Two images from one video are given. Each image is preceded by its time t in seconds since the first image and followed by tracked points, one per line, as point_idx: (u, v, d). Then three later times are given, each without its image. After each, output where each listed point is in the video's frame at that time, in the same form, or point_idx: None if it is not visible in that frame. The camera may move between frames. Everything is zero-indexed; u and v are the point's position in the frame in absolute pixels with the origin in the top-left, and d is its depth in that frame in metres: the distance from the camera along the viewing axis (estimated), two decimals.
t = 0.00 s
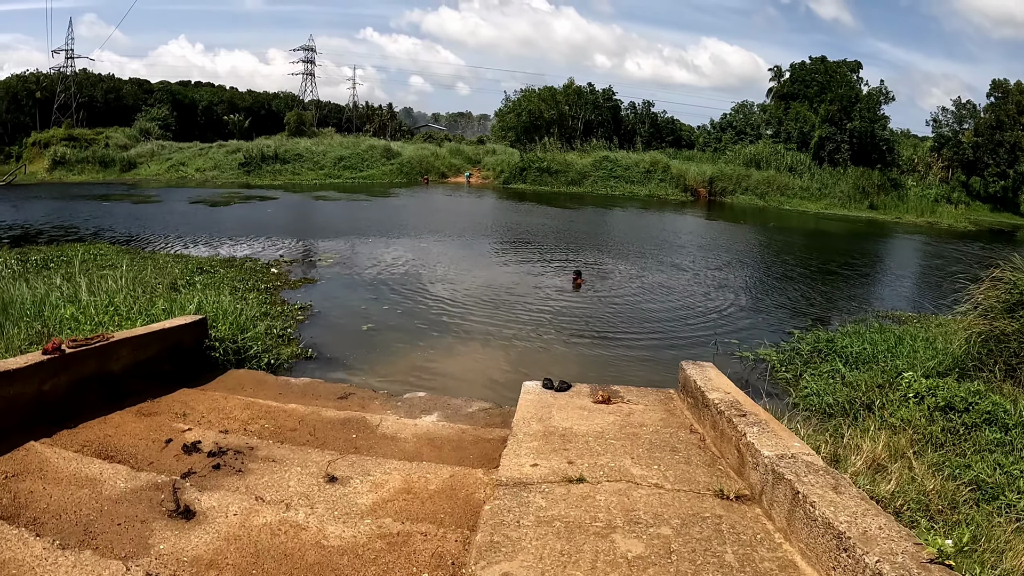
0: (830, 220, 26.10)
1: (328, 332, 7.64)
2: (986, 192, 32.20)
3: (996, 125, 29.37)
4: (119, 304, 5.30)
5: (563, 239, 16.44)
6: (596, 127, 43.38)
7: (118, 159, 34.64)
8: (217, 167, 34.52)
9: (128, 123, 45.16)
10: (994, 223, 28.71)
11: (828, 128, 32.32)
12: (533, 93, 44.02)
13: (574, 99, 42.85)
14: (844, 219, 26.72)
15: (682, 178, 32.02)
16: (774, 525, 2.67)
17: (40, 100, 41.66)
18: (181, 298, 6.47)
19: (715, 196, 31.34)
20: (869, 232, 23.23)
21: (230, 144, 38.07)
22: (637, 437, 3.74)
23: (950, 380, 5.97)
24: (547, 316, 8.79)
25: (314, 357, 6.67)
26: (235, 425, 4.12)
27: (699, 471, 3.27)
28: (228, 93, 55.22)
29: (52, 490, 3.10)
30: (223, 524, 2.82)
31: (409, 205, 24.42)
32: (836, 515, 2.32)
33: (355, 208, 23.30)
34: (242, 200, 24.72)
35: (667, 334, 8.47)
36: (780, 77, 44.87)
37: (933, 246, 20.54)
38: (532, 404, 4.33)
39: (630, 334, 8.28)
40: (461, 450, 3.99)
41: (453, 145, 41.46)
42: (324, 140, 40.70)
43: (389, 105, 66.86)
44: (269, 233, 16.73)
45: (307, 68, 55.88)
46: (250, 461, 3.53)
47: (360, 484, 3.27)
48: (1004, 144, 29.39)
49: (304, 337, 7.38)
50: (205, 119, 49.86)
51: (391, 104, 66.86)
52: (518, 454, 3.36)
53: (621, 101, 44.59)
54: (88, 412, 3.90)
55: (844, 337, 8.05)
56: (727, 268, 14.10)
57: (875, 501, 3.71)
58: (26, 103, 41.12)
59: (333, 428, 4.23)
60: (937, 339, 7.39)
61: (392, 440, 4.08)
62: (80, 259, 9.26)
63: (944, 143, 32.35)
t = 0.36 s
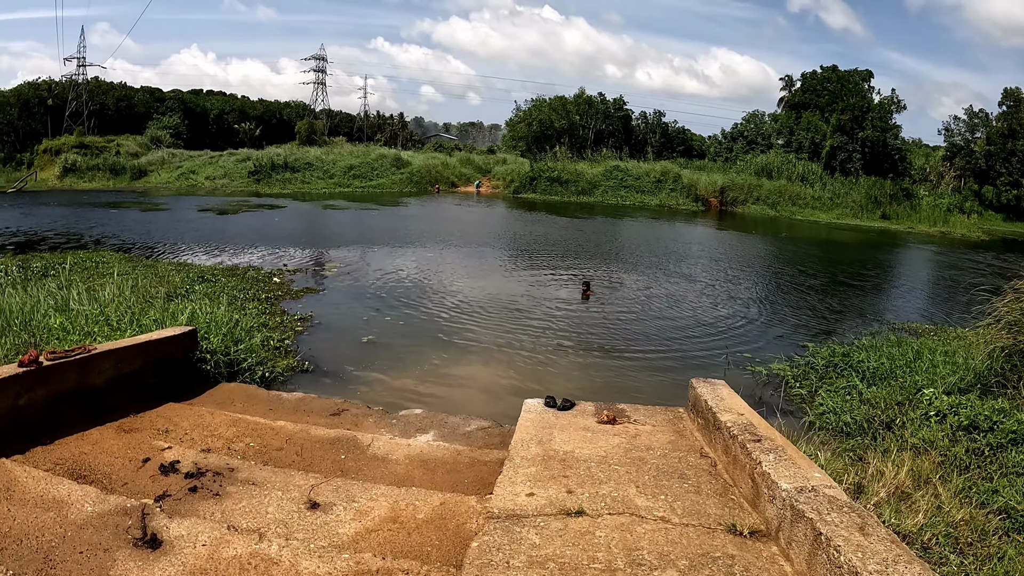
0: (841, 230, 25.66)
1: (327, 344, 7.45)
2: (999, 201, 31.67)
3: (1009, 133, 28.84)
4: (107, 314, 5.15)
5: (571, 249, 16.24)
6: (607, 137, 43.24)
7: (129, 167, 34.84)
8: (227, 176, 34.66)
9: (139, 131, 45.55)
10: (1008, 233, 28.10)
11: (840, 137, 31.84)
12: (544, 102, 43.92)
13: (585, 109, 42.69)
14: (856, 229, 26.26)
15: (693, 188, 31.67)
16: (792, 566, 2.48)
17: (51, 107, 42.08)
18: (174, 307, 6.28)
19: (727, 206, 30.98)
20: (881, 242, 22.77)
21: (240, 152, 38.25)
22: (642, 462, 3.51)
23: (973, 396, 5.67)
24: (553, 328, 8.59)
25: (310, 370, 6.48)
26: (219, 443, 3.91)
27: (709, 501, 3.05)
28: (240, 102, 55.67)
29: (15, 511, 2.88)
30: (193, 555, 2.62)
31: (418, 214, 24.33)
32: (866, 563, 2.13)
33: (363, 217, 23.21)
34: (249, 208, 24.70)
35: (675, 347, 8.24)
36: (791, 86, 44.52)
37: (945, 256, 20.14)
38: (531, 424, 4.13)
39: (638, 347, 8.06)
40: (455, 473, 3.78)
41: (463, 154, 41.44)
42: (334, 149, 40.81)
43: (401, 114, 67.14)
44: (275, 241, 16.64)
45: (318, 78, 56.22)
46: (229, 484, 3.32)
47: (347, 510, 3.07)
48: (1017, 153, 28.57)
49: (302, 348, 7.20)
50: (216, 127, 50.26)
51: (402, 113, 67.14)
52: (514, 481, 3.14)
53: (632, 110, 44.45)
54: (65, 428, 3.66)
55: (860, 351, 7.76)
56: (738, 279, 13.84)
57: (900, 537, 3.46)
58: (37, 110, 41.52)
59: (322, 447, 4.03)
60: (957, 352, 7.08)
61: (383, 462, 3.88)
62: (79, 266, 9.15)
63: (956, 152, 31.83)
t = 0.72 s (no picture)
0: (868, 245, 24.92)
1: (344, 365, 7.29)
2: None
3: None
4: (117, 333, 5.06)
5: (596, 266, 16.00)
6: (633, 152, 43.01)
7: (158, 182, 35.54)
8: (254, 191, 35.18)
9: (167, 145, 46.73)
10: None
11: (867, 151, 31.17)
12: (571, 118, 43.78)
13: (611, 125, 42.50)
14: (885, 244, 25.46)
15: (720, 204, 31.19)
16: None
17: (81, 122, 43.38)
18: (187, 326, 6.18)
19: (754, 222, 30.38)
20: (913, 258, 21.96)
21: (267, 167, 38.79)
22: (665, 502, 3.31)
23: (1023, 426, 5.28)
24: (574, 349, 8.35)
25: (326, 392, 6.32)
26: (222, 472, 3.76)
27: (738, 546, 2.91)
28: (269, 119, 56.80)
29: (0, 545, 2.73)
30: None
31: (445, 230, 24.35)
32: None
33: (389, 232, 23.28)
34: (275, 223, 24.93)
35: (701, 369, 7.93)
36: (818, 100, 43.84)
37: (976, 271, 19.38)
38: (550, 457, 3.92)
39: (662, 370, 7.77)
40: (467, 507, 3.56)
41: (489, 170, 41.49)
42: (361, 164, 41.16)
43: (428, 130, 67.80)
44: (300, 257, 16.66)
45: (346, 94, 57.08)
46: (228, 518, 3.15)
47: (349, 549, 2.88)
48: None
49: (317, 369, 7.06)
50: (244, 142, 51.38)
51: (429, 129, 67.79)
52: (529, 523, 2.98)
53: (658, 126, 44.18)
54: (65, 453, 3.53)
55: (897, 373, 7.38)
56: (765, 296, 13.44)
57: None
58: (66, 125, 42.83)
59: (330, 477, 3.85)
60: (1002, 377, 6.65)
61: (393, 495, 3.68)
62: (100, 281, 9.19)
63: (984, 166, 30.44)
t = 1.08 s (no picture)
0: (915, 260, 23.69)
1: (381, 383, 7.09)
2: None
3: None
4: (149, 347, 4.98)
5: (639, 283, 15.60)
6: (676, 168, 42.41)
7: (204, 199, 36.61)
8: (298, 208, 35.88)
9: (211, 162, 48.38)
10: None
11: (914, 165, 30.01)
12: (614, 135, 43.40)
13: (654, 141, 41.96)
14: (934, 259, 24.16)
15: (764, 220, 30.25)
16: None
17: (128, 140, 45.05)
18: (223, 341, 6.09)
19: (800, 238, 29.30)
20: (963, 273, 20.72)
21: (312, 184, 39.57)
22: (719, 537, 3.04)
23: None
24: (616, 367, 8.01)
25: (363, 412, 6.12)
26: (249, 494, 3.56)
27: None
28: (314, 137, 58.27)
29: (10, 568, 2.56)
30: None
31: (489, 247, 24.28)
32: None
33: (431, 250, 23.34)
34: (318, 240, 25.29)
35: (751, 390, 7.47)
36: (863, 113, 42.50)
37: None
38: (594, 485, 3.63)
39: (709, 391, 7.35)
40: (506, 536, 3.28)
41: (532, 187, 41.42)
42: (404, 182, 41.63)
43: (472, 148, 68.47)
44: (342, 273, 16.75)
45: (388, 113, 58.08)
46: (251, 544, 2.94)
47: None
48: None
49: (355, 387, 6.87)
50: (289, 159, 52.90)
51: (473, 147, 68.45)
52: (571, 559, 2.78)
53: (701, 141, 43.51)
54: (86, 470, 3.39)
55: (969, 393, 6.78)
56: (814, 313, 12.83)
57: None
58: (114, 141, 44.53)
59: (362, 503, 3.61)
60: None
61: (426, 523, 3.41)
62: (142, 295, 9.28)
63: None
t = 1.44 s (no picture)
0: (967, 272, 22.32)
1: (423, 400, 6.92)
2: None
3: None
4: (188, 362, 4.94)
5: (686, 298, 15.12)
6: (724, 181, 41.55)
7: (253, 213, 37.71)
8: (345, 223, 36.58)
9: (258, 176, 50.09)
10: None
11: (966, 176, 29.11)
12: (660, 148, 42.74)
13: (701, 153, 41.13)
14: (985, 271, 22.73)
15: (814, 232, 29.11)
16: None
17: (176, 155, 46.95)
18: (263, 356, 6.04)
19: (850, 251, 28.08)
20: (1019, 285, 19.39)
21: (360, 199, 40.28)
22: None
23: None
24: (663, 385, 7.66)
25: (404, 430, 5.97)
26: (281, 518, 3.40)
27: None
28: (362, 152, 59.63)
29: None
30: None
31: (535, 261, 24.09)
32: None
33: (478, 263, 23.33)
34: (365, 254, 25.63)
35: (807, 410, 7.01)
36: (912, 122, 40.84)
37: None
38: (644, 514, 3.33)
39: (762, 409, 6.94)
40: (548, 569, 3.01)
41: (578, 201, 41.10)
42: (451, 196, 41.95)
43: (519, 162, 68.72)
44: (389, 287, 16.82)
45: (435, 128, 58.89)
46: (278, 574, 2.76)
47: None
48: None
49: (397, 405, 6.72)
50: (337, 174, 54.34)
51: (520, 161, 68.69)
52: None
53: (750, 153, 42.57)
54: (115, 489, 3.31)
55: None
56: (871, 328, 12.12)
57: None
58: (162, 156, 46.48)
59: (399, 530, 3.39)
60: None
61: (465, 553, 3.16)
62: (187, 308, 9.41)
63: None
